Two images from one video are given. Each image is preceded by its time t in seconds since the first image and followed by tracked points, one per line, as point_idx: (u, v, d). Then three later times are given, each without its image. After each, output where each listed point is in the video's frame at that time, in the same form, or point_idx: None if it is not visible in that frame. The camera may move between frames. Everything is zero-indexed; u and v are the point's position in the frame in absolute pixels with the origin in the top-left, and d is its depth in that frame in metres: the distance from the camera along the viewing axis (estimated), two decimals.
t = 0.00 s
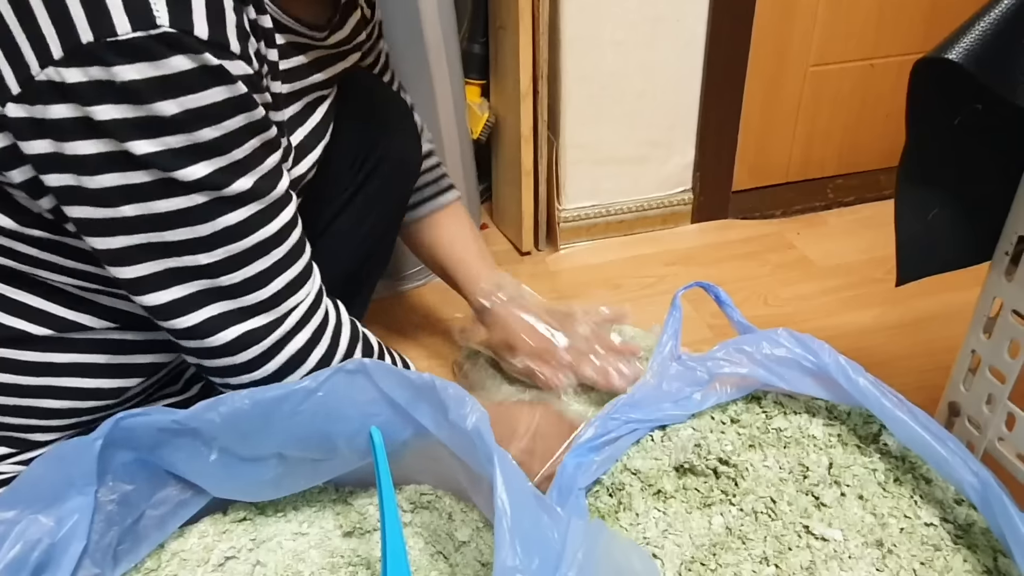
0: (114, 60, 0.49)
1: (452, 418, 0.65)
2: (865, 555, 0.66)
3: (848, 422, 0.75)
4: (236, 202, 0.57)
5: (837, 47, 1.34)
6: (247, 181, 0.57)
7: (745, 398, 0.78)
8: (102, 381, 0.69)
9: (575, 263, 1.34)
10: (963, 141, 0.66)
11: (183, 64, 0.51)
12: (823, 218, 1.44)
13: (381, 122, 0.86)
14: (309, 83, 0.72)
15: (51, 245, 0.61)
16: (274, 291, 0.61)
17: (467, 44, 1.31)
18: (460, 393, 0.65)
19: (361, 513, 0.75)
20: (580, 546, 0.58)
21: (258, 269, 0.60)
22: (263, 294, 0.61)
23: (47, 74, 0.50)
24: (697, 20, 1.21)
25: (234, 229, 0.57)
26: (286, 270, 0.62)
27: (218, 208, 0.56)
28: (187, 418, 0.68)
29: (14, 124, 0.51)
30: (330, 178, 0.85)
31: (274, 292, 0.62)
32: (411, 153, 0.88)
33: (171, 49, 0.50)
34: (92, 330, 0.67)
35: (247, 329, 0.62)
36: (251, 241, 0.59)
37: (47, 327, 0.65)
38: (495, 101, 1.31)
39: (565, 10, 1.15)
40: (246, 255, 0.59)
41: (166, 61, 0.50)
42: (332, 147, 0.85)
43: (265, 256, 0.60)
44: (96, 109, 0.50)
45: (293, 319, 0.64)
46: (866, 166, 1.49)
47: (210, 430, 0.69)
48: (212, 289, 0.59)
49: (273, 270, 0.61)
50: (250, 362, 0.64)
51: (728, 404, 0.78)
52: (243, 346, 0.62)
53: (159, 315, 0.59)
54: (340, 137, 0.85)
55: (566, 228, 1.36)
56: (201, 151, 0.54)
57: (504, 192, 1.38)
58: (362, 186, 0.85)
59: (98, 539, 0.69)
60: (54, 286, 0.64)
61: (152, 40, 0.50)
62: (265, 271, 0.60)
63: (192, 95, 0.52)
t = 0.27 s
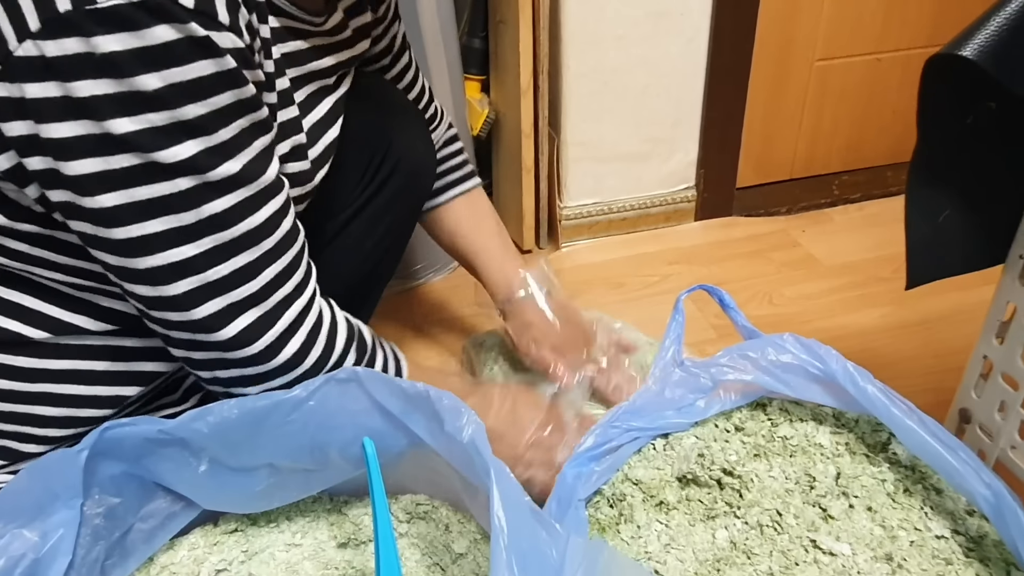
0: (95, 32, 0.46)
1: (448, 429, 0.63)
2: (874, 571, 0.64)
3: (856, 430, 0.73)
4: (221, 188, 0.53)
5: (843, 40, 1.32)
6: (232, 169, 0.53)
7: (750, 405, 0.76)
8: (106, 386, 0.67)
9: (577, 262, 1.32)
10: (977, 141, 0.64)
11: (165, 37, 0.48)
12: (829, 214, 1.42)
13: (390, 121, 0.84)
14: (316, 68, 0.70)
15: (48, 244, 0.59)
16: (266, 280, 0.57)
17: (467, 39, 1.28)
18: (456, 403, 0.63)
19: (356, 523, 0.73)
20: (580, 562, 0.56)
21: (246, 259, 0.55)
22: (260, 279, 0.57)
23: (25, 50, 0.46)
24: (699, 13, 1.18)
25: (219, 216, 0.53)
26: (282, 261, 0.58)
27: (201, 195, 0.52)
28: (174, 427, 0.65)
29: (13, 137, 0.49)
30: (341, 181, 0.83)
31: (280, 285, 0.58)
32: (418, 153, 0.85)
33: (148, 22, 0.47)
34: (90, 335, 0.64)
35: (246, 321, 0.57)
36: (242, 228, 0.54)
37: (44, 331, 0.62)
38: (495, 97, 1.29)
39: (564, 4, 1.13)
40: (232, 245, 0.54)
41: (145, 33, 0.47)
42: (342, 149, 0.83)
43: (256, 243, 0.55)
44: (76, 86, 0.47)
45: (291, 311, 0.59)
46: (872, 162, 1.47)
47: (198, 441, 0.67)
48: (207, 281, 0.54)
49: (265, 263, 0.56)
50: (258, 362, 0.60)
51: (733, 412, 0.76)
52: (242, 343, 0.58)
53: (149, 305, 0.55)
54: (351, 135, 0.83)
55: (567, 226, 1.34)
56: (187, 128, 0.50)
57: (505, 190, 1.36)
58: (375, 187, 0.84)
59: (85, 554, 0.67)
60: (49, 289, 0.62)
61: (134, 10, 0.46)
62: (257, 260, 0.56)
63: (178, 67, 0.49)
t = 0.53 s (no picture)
0: (276, 68, 0.40)
1: (447, 442, 0.59)
2: None
3: (872, 439, 0.70)
4: (389, 189, 0.49)
5: (854, 32, 1.28)
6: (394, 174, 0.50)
7: (760, 412, 0.73)
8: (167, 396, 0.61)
9: (580, 259, 1.29)
10: (1001, 137, 0.61)
11: (338, 68, 0.42)
12: (837, 210, 1.38)
13: (400, 118, 0.80)
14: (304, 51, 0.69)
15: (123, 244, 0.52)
16: (409, 284, 0.54)
17: (467, 30, 1.25)
18: (456, 415, 0.59)
19: (354, 535, 0.68)
20: None
21: (394, 262, 0.52)
22: (415, 276, 0.54)
23: (197, 87, 0.41)
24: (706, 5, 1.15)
25: (388, 215, 0.50)
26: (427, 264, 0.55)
27: (382, 194, 0.49)
28: (163, 435, 0.60)
29: (146, 138, 0.43)
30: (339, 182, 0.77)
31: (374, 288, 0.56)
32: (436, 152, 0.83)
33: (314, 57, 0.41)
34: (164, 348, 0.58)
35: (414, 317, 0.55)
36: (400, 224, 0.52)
37: (122, 347, 0.56)
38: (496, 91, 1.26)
39: None
40: (402, 240, 0.51)
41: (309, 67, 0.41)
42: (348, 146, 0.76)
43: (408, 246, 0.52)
44: (256, 117, 0.42)
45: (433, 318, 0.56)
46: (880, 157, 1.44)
47: (190, 448, 0.62)
48: (328, 263, 0.50)
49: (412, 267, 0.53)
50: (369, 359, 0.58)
51: (743, 420, 0.73)
52: (345, 337, 0.56)
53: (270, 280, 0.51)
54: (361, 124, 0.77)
55: (569, 223, 1.31)
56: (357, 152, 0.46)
57: (505, 187, 1.33)
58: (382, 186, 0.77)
59: (70, 569, 0.62)
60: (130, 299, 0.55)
61: (312, 42, 0.41)
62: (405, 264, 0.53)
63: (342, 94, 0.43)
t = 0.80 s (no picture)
0: (422, 33, 0.40)
1: (460, 432, 0.58)
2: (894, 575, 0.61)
3: (872, 428, 0.70)
4: (484, 173, 0.49)
5: (853, 26, 1.28)
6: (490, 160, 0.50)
7: (762, 401, 0.74)
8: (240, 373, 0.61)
9: (579, 252, 1.29)
10: (1001, 127, 0.61)
11: (473, 38, 0.42)
12: (834, 204, 1.39)
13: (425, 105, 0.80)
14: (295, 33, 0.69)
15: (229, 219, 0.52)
16: (482, 277, 0.54)
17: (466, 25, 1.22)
18: (471, 405, 0.58)
19: (370, 523, 0.68)
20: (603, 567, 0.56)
21: (477, 251, 0.52)
22: (489, 270, 0.54)
23: (342, 50, 0.40)
24: None
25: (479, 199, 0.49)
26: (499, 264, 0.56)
27: (478, 177, 0.49)
28: (184, 418, 0.59)
29: (281, 101, 0.42)
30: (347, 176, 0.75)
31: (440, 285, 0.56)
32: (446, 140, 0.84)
33: (452, 24, 0.41)
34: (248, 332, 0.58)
35: (481, 315, 0.55)
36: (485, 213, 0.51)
37: (208, 326, 0.56)
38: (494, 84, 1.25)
39: None
40: (486, 228, 0.51)
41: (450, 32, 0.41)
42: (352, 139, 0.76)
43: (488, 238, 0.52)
44: (394, 84, 0.42)
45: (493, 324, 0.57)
46: (877, 151, 1.44)
47: (210, 432, 0.62)
48: (404, 254, 0.49)
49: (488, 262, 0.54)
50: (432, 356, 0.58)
51: (744, 409, 0.73)
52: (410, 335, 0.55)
53: (356, 265, 0.50)
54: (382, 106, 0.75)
55: (569, 216, 1.32)
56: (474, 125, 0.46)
57: (504, 182, 1.33)
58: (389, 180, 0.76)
59: (92, 549, 0.62)
60: (229, 279, 0.55)
61: (458, 10, 0.41)
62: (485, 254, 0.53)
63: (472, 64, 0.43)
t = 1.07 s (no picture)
0: (461, 55, 0.42)
1: (459, 433, 0.59)
2: (883, 571, 0.63)
3: (863, 428, 0.72)
4: (506, 192, 0.50)
5: (846, 31, 1.30)
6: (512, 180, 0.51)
7: (755, 402, 0.75)
8: (253, 377, 0.63)
9: (576, 255, 1.30)
10: (988, 133, 0.62)
11: (508, 62, 0.44)
12: (829, 207, 1.40)
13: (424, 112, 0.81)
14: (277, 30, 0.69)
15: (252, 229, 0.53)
16: (497, 294, 0.55)
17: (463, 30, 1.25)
18: (469, 407, 0.59)
19: (369, 522, 0.69)
20: (598, 567, 0.58)
21: (494, 268, 0.53)
22: (505, 286, 0.55)
23: (383, 70, 0.41)
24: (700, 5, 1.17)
25: (499, 218, 0.51)
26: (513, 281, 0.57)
27: (500, 196, 0.50)
28: (186, 420, 0.61)
29: (318, 117, 0.42)
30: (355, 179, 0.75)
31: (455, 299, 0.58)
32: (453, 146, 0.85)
33: (488, 48, 0.42)
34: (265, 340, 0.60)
35: (495, 330, 0.57)
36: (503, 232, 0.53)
37: (223, 334, 0.58)
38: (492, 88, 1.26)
39: None
40: (504, 245, 0.53)
41: (487, 55, 0.42)
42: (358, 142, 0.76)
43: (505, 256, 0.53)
44: (430, 104, 0.43)
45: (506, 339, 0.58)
46: (870, 154, 1.46)
47: (211, 433, 0.63)
48: (414, 269, 0.50)
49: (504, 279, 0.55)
50: (446, 368, 0.59)
51: (737, 409, 0.74)
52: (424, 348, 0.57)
53: (377, 276, 0.51)
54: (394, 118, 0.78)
55: (566, 219, 1.33)
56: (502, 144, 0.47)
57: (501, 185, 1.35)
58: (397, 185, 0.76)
59: (96, 549, 0.63)
60: (250, 287, 0.56)
61: (497, 34, 0.42)
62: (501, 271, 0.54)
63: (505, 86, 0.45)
